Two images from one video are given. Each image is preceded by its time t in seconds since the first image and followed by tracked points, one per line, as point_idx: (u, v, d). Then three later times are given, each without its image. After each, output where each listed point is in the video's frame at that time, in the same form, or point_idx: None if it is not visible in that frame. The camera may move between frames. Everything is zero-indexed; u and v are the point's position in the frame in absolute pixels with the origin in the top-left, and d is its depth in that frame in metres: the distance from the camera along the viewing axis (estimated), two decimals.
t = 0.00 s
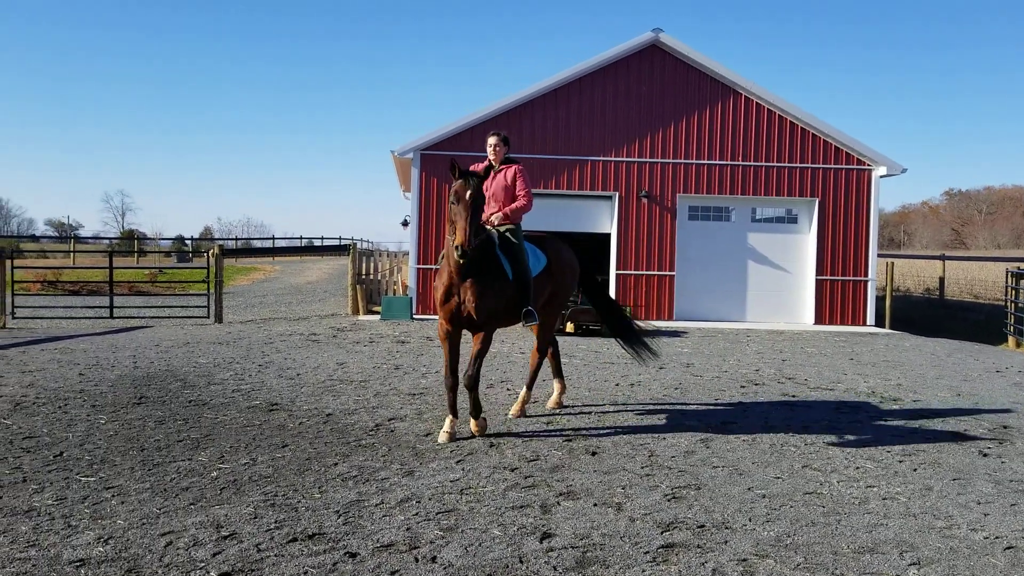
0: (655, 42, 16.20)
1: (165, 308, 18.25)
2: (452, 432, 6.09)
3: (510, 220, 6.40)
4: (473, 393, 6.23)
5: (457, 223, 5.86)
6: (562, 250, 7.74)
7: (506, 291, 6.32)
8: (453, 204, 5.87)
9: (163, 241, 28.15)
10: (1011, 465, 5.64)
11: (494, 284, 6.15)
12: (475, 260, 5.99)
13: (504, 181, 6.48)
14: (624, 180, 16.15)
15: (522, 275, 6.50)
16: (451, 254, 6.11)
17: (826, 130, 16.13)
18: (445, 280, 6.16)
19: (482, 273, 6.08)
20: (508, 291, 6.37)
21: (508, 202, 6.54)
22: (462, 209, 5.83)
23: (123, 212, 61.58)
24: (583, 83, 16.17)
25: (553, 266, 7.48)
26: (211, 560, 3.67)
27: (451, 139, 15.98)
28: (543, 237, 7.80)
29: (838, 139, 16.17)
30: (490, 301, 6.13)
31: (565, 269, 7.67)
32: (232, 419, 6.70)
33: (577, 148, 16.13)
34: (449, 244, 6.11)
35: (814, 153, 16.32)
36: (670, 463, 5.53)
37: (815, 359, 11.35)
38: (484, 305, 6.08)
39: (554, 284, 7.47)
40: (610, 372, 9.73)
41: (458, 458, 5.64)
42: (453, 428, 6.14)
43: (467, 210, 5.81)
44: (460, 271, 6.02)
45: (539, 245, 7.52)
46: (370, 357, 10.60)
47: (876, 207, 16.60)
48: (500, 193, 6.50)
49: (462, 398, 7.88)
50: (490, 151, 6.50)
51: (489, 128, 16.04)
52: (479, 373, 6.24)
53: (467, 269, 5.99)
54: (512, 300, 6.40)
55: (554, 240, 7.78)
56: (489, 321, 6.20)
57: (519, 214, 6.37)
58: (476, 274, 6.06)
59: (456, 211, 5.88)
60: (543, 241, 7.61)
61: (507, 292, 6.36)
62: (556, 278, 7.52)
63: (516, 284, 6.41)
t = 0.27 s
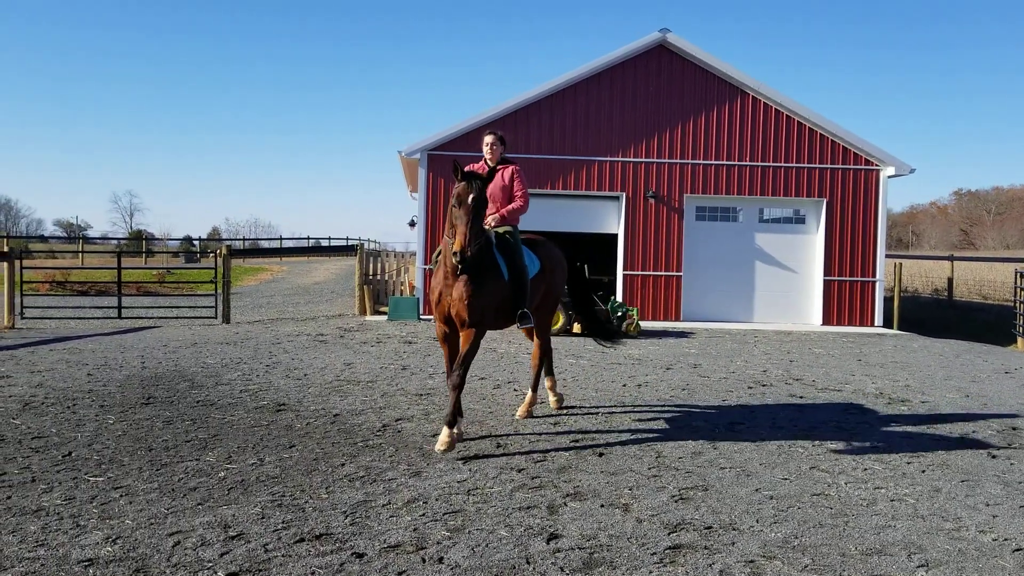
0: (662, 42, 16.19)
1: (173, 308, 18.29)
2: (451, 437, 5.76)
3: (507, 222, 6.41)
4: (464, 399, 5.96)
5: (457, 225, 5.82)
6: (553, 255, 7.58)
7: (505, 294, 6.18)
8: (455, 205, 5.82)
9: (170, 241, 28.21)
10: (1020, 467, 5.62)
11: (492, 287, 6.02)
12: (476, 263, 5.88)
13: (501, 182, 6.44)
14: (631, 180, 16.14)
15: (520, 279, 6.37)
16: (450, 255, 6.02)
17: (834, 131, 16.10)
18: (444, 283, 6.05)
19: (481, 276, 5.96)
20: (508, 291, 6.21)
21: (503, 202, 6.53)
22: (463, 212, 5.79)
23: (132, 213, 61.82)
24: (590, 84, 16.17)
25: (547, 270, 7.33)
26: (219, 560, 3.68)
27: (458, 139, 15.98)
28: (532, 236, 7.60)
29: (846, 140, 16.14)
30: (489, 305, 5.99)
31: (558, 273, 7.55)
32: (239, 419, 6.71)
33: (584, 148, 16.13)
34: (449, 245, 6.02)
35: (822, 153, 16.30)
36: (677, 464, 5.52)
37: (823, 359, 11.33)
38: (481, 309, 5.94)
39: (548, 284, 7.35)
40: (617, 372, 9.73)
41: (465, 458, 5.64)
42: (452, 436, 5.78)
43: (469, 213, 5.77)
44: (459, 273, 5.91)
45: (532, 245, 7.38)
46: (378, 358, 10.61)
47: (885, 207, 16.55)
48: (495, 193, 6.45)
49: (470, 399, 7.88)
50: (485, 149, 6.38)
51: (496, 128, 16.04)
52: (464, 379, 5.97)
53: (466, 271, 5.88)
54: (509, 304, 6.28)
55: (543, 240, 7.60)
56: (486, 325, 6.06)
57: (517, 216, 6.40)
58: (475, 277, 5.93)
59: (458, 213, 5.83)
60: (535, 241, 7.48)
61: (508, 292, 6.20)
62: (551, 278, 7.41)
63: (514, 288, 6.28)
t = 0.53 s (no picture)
0: (662, 42, 16.19)
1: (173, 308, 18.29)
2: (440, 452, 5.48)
3: (499, 221, 6.36)
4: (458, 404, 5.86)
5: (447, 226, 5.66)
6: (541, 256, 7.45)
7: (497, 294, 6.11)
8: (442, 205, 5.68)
9: (170, 241, 28.20)
10: (1020, 467, 5.63)
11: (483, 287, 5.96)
12: (466, 264, 5.79)
13: (492, 180, 6.44)
14: (631, 180, 16.15)
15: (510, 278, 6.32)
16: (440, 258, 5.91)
17: (834, 131, 16.09)
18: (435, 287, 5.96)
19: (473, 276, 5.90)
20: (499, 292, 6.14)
21: (494, 202, 6.49)
22: (453, 213, 5.62)
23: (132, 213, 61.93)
24: (590, 84, 16.17)
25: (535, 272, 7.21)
26: (220, 561, 3.68)
27: (458, 140, 15.98)
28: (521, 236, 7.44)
29: (847, 140, 16.14)
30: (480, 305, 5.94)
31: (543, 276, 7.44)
32: (240, 420, 6.71)
33: (584, 148, 16.13)
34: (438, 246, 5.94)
35: (822, 153, 16.29)
36: (678, 464, 5.52)
37: (823, 359, 11.33)
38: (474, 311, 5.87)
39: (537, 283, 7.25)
40: (617, 372, 9.73)
41: (465, 458, 5.63)
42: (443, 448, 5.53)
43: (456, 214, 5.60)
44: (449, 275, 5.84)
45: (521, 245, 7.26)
46: (378, 358, 10.60)
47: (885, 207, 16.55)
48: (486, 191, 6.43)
49: (470, 399, 7.88)
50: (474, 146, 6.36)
51: (496, 128, 16.03)
52: (456, 393, 5.83)
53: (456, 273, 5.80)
54: (501, 303, 6.22)
55: (532, 242, 7.46)
56: (479, 326, 6.01)
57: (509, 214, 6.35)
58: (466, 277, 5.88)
59: (447, 213, 5.67)
60: (522, 240, 7.36)
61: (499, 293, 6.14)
62: (541, 278, 7.31)
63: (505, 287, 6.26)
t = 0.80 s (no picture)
0: (662, 42, 16.18)
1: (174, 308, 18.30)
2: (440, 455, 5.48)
3: (491, 220, 6.38)
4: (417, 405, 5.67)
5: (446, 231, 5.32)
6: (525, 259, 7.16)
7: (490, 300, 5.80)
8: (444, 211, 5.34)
9: (171, 241, 28.22)
10: (1021, 466, 5.63)
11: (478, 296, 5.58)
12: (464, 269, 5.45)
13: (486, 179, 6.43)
14: (632, 180, 16.15)
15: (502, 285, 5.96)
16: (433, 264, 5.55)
17: (834, 131, 16.09)
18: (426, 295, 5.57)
19: (466, 283, 5.52)
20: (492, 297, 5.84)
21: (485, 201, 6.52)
22: (454, 219, 5.29)
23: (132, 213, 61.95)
24: (591, 84, 16.17)
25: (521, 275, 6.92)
26: (220, 560, 3.68)
27: (459, 140, 15.98)
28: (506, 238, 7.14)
29: (847, 140, 16.14)
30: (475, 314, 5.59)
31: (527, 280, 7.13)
32: (240, 419, 6.72)
33: (584, 148, 16.13)
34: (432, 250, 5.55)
35: (822, 153, 16.29)
36: (678, 464, 5.53)
37: (824, 359, 11.34)
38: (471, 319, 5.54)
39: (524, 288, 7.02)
40: (618, 372, 9.74)
41: (465, 458, 5.63)
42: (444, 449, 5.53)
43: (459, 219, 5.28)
44: (441, 280, 5.43)
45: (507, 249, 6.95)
46: (379, 358, 10.61)
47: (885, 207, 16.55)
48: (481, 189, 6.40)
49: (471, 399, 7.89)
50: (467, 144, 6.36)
51: (497, 128, 16.03)
52: (415, 387, 5.67)
53: (450, 277, 5.39)
54: (491, 307, 5.84)
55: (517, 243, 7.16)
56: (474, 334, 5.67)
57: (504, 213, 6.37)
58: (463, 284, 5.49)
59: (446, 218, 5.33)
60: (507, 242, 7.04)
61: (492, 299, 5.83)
62: (528, 283, 7.05)
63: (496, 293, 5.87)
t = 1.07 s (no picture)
0: (662, 42, 16.19)
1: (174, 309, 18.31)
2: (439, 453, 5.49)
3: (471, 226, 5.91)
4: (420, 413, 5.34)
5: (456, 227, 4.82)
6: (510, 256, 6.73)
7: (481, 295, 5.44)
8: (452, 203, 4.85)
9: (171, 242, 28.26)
10: (1021, 466, 5.63)
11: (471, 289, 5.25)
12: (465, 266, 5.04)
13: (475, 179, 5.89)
14: (631, 180, 16.15)
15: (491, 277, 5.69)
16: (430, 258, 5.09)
17: (834, 131, 16.09)
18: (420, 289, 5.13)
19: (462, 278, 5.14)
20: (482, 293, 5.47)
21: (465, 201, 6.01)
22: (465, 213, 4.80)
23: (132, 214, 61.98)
24: (590, 84, 16.16)
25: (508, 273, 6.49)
26: (220, 561, 3.68)
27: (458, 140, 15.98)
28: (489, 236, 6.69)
29: (846, 140, 16.15)
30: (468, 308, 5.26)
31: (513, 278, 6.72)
32: (240, 420, 6.72)
33: (584, 149, 16.12)
34: (433, 243, 5.09)
35: (821, 153, 16.30)
36: (678, 464, 5.53)
37: (823, 359, 11.35)
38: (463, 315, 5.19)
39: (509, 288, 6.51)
40: (617, 372, 9.74)
41: (465, 459, 5.63)
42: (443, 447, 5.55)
43: (470, 214, 4.79)
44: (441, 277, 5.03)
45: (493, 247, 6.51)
46: (378, 358, 10.62)
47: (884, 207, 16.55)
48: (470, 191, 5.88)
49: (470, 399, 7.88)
50: (454, 141, 5.76)
51: (496, 129, 16.01)
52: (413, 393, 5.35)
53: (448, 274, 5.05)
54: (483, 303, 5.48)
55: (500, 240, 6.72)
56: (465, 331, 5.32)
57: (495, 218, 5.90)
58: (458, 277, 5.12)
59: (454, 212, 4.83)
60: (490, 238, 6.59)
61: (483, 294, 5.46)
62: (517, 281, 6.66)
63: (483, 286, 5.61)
